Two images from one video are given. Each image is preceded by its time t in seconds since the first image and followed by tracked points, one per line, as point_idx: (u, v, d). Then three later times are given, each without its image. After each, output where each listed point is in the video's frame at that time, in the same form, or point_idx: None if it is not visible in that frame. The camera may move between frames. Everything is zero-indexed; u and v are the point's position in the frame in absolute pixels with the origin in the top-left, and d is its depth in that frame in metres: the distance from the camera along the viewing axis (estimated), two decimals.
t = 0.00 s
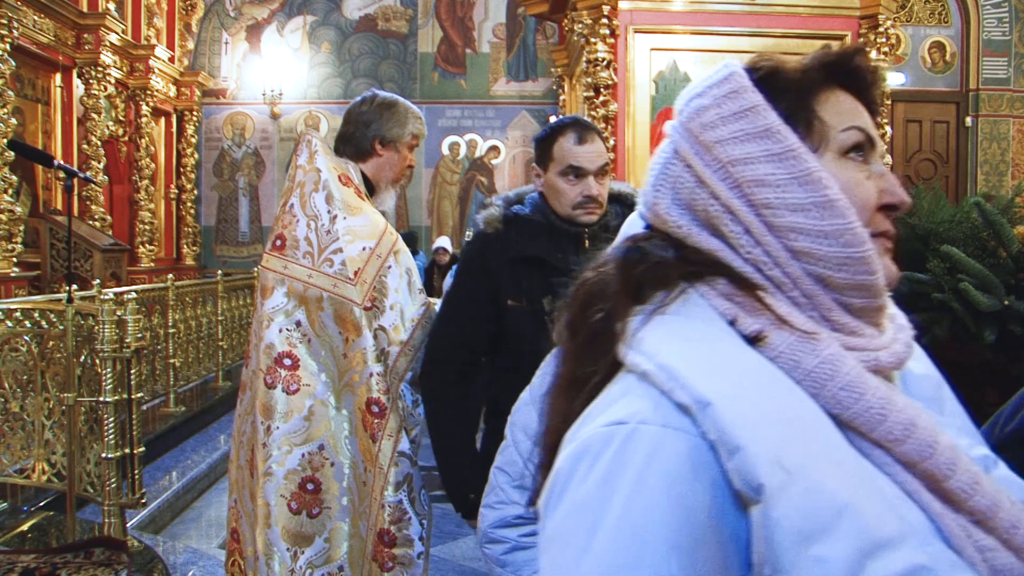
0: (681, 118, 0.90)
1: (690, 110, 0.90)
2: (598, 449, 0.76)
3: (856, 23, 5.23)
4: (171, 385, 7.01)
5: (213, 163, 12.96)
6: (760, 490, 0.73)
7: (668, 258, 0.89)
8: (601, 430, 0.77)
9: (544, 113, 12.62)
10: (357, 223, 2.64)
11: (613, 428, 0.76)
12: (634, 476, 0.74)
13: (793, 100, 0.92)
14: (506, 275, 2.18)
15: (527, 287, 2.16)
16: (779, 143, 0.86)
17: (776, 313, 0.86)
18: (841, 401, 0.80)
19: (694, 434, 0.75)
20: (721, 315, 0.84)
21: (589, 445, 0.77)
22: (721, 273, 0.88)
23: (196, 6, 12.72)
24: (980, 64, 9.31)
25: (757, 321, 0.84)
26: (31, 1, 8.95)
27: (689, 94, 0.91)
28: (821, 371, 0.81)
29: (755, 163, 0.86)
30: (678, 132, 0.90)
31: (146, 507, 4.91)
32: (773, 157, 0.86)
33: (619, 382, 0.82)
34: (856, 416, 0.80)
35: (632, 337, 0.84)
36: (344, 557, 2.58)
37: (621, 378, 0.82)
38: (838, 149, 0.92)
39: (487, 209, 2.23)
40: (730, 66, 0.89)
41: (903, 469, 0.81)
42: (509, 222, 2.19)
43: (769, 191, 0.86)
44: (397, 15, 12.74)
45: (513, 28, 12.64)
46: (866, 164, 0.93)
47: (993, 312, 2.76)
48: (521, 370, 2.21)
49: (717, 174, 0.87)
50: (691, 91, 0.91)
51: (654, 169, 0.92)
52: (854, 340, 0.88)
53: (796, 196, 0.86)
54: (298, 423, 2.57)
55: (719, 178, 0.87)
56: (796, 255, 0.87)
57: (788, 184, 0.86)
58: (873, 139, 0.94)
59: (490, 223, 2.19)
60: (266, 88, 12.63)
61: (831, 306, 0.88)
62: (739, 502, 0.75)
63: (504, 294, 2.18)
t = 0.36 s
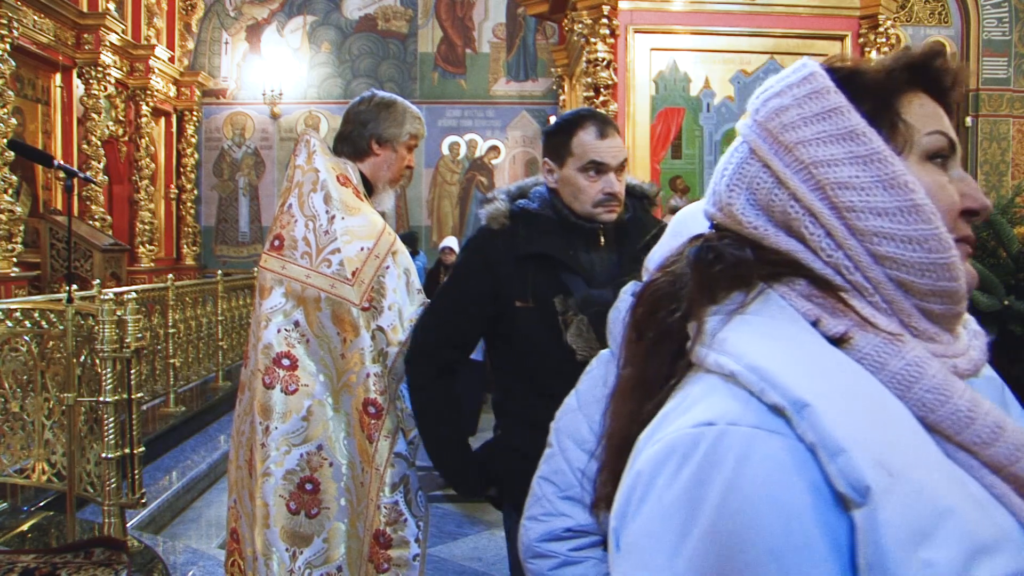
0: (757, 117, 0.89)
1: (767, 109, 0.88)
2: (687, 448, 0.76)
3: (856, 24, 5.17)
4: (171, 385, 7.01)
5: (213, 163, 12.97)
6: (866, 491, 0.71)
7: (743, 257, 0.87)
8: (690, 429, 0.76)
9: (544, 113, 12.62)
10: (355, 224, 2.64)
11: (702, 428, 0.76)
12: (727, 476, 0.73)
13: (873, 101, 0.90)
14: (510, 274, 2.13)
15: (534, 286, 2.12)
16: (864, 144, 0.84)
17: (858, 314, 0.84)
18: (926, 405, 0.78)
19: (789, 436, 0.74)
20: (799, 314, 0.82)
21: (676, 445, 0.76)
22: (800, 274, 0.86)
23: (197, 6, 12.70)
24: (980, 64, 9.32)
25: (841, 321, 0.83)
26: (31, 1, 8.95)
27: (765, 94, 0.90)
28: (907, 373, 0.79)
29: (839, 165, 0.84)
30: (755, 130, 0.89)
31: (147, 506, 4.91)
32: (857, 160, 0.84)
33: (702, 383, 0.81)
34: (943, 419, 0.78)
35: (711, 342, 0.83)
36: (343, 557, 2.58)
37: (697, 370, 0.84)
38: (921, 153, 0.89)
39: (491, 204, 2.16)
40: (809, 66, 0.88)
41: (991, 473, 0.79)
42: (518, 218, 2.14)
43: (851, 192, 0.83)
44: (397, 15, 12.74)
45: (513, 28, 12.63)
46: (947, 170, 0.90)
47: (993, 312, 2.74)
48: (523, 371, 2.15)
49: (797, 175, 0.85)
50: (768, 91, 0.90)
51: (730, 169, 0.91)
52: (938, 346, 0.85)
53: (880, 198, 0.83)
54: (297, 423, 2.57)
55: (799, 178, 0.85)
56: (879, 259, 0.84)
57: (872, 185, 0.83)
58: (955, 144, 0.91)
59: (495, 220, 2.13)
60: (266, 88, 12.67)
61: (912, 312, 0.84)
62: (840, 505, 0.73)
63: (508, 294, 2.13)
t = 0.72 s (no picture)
0: (801, 99, 0.77)
1: (813, 91, 0.77)
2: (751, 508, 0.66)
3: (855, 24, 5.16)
4: (171, 385, 7.01)
5: (214, 163, 12.97)
6: (985, 545, 0.60)
7: (786, 262, 0.78)
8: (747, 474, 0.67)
9: (544, 113, 12.60)
10: (355, 224, 2.64)
11: (766, 474, 0.66)
12: (805, 532, 0.63)
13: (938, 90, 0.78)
14: (531, 274, 2.08)
15: (556, 286, 2.05)
16: (931, 141, 0.73)
17: (923, 330, 0.74)
18: (1002, 427, 0.69)
19: (878, 479, 0.64)
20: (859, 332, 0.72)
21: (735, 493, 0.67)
22: (853, 285, 0.76)
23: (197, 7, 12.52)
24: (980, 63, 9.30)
25: (906, 338, 0.73)
26: (31, 1, 8.96)
27: (811, 70, 0.78)
28: (980, 395, 0.70)
29: (902, 164, 0.73)
30: (801, 113, 0.77)
31: (146, 507, 4.90)
32: (923, 160, 0.73)
33: (755, 416, 0.71)
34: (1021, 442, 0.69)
35: (757, 365, 0.73)
36: (342, 557, 2.58)
37: (732, 402, 0.76)
38: (989, 153, 0.77)
39: (525, 197, 2.15)
40: (866, 42, 0.76)
41: None
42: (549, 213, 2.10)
43: (916, 195, 0.73)
44: (397, 15, 12.74)
45: (512, 28, 12.63)
46: (1011, 170, 0.79)
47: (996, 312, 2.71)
48: (537, 367, 2.07)
49: (853, 172, 0.74)
50: (812, 66, 0.78)
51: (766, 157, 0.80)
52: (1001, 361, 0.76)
53: (948, 202, 0.73)
54: (297, 423, 2.57)
55: (855, 178, 0.74)
56: (940, 270, 0.74)
57: (939, 188, 0.73)
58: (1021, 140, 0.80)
59: (527, 214, 2.11)
60: (266, 88, 12.69)
61: (971, 329, 0.75)
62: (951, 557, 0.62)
63: (531, 295, 2.08)
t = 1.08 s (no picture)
0: (833, 73, 0.65)
1: (849, 65, 0.65)
2: (805, 522, 0.54)
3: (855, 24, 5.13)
4: (171, 385, 7.01)
5: (213, 163, 12.98)
6: None
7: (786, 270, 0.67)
8: (784, 494, 0.55)
9: (544, 113, 12.60)
10: (356, 224, 2.64)
11: (809, 482, 0.54)
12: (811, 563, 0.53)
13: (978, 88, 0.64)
14: (557, 263, 2.08)
15: (577, 282, 2.04)
16: (975, 151, 0.60)
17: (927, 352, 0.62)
18: None
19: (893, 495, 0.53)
20: (856, 343, 0.61)
21: (777, 517, 0.55)
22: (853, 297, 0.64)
23: (197, 6, 12.63)
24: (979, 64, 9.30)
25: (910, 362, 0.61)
26: (31, 1, 8.95)
27: (853, 40, 0.65)
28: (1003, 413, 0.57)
29: (936, 174, 0.61)
30: (832, 90, 0.65)
31: (146, 507, 4.91)
32: (961, 171, 0.60)
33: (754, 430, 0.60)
34: None
35: (747, 369, 0.64)
36: (342, 557, 2.58)
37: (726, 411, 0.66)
38: None
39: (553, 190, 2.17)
40: (922, 21, 0.63)
41: None
42: (576, 205, 2.11)
43: (945, 210, 0.61)
44: (397, 15, 12.75)
45: (512, 28, 12.63)
46: None
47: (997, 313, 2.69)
48: (546, 358, 2.06)
49: (877, 172, 0.62)
50: (854, 35, 0.66)
51: (775, 135, 0.67)
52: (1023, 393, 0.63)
53: (983, 224, 0.60)
54: (297, 423, 2.58)
55: (878, 178, 0.62)
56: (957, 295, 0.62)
57: (976, 209, 0.60)
58: None
59: (554, 204, 2.12)
60: (266, 88, 12.70)
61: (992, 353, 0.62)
62: None
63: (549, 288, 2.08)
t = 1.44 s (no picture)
0: (925, 52, 0.60)
1: (943, 44, 0.60)
2: (852, 539, 0.50)
3: (856, 24, 5.12)
4: (171, 385, 7.01)
5: (213, 163, 12.97)
6: None
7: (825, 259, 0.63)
8: (829, 507, 0.51)
9: (544, 113, 12.60)
10: (358, 224, 2.64)
11: (861, 493, 0.50)
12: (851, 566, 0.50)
13: None
14: (552, 265, 2.07)
15: (572, 287, 2.02)
16: None
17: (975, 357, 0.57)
18: None
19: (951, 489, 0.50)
20: (896, 342, 0.57)
21: (830, 531, 0.51)
22: (895, 296, 0.60)
23: (196, 6, 12.67)
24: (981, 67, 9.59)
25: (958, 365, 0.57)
26: (31, 1, 8.96)
27: (953, 22, 0.60)
28: None
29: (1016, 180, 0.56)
30: (919, 73, 0.60)
31: (147, 506, 4.91)
32: None
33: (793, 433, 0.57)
34: None
35: (766, 361, 0.61)
36: (344, 557, 2.58)
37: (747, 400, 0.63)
38: None
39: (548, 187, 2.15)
40: None
41: None
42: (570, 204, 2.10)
43: (1016, 219, 0.56)
44: (397, 15, 12.75)
45: (512, 28, 12.63)
46: None
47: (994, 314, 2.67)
48: (539, 362, 2.03)
49: (951, 168, 0.58)
50: (957, 11, 0.60)
51: (847, 111, 0.62)
52: None
53: None
54: (298, 423, 2.58)
55: (951, 176, 0.58)
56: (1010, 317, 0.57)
57: None
58: None
59: (547, 202, 2.11)
60: (266, 88, 12.72)
61: None
62: None
63: (544, 291, 2.07)
